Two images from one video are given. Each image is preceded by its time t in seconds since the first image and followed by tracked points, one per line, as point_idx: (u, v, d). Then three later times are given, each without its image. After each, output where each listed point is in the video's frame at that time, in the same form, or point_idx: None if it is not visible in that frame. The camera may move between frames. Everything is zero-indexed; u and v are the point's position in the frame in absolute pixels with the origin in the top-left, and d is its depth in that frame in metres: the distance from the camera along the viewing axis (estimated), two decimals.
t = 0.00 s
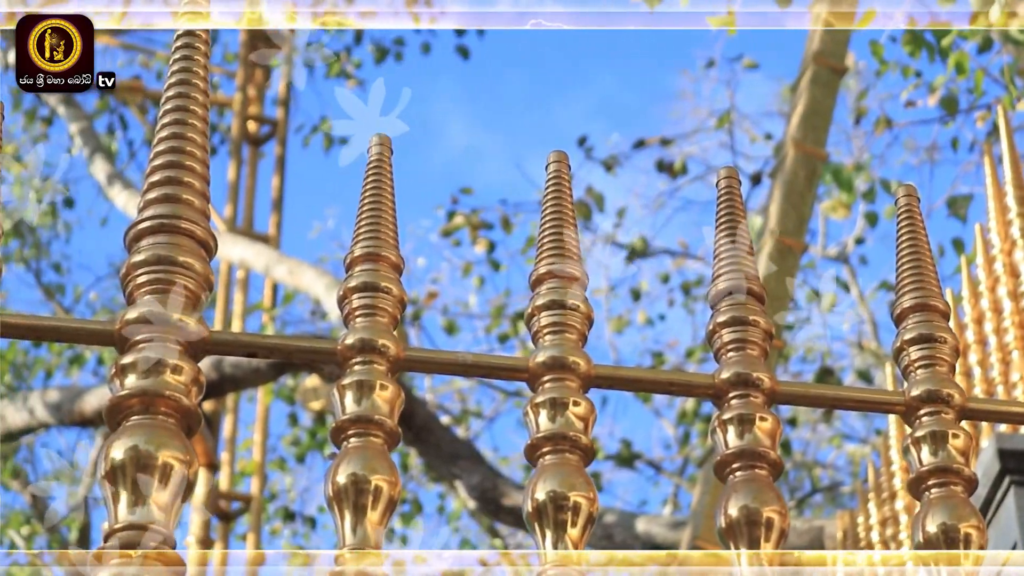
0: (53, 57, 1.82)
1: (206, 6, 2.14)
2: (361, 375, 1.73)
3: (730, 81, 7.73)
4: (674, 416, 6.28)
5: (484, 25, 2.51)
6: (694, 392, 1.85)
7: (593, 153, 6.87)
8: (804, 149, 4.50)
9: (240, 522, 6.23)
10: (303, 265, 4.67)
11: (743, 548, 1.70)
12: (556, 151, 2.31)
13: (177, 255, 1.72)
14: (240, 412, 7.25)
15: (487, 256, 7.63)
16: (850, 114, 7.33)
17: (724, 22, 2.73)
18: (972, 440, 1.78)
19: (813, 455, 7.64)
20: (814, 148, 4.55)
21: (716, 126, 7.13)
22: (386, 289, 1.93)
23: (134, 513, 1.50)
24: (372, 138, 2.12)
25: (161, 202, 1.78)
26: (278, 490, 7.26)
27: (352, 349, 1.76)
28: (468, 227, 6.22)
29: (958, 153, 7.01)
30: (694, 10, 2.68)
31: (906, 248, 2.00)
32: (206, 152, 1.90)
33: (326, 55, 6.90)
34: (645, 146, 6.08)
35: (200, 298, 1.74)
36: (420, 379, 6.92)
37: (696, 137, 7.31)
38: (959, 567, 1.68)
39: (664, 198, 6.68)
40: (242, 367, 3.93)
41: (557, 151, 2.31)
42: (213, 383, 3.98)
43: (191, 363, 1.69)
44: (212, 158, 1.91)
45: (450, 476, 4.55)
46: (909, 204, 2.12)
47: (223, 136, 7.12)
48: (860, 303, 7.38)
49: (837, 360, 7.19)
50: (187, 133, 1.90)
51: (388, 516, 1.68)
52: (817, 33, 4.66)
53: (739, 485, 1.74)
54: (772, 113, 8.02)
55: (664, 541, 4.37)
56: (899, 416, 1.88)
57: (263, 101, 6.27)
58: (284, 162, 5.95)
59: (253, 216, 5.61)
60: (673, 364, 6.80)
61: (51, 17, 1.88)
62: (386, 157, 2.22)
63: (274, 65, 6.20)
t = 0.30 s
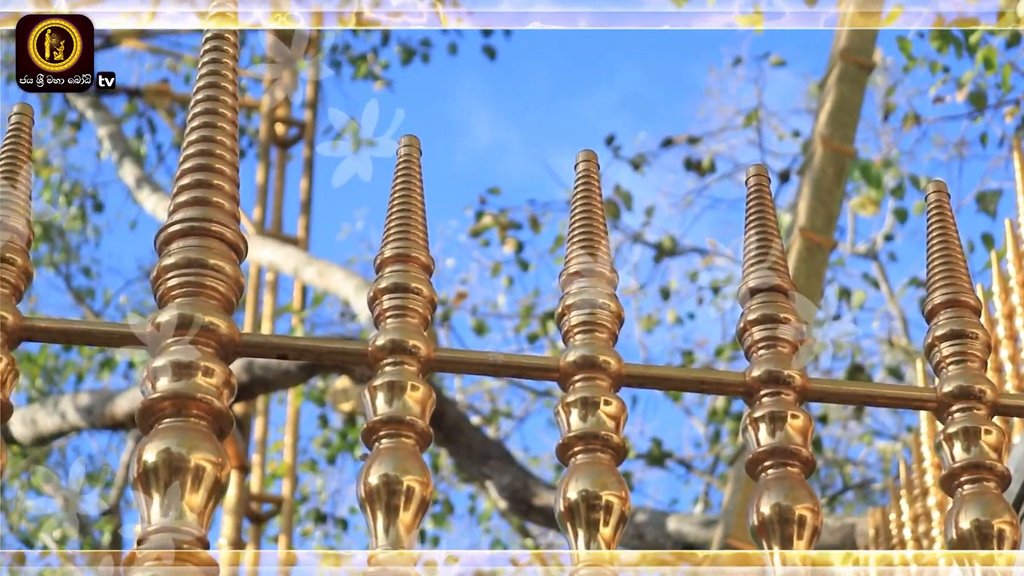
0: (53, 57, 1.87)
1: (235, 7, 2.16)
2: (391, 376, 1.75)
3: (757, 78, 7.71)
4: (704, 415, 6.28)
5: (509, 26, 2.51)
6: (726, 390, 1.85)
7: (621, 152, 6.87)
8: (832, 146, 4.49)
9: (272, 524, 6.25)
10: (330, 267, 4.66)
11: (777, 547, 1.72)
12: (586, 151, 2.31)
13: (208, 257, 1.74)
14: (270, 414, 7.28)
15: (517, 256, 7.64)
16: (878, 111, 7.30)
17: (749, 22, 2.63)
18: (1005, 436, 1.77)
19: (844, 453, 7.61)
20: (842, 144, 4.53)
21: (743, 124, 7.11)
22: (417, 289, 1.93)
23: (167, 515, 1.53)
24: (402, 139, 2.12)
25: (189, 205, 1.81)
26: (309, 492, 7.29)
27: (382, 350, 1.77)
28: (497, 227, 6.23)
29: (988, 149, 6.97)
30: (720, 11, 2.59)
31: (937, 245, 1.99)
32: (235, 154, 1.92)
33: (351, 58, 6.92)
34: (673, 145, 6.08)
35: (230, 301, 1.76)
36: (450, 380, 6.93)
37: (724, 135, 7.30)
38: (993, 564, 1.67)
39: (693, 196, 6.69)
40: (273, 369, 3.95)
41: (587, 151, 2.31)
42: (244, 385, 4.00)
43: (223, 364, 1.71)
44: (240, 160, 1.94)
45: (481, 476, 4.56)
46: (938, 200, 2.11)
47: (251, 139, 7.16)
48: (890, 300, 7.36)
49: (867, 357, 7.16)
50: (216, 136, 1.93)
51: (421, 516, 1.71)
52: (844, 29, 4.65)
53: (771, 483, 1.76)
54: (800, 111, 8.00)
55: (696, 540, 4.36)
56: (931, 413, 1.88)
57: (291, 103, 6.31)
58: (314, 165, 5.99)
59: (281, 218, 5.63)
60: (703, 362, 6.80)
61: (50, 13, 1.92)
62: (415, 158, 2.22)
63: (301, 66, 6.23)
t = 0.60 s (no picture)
0: (54, 58, 1.90)
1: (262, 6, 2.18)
2: (422, 377, 1.77)
3: (784, 76, 7.69)
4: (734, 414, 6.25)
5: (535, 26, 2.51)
6: (757, 389, 1.86)
7: (650, 150, 6.84)
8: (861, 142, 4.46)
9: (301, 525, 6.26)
10: (359, 268, 4.66)
11: (810, 545, 1.73)
12: (615, 150, 2.31)
13: (238, 260, 1.78)
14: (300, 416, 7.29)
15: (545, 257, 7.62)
16: (907, 107, 7.27)
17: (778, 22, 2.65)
18: None
19: (874, 451, 7.56)
20: (871, 142, 4.51)
21: (771, 122, 7.09)
22: (447, 290, 1.93)
23: (200, 517, 1.55)
24: (430, 139, 2.13)
25: (219, 207, 1.85)
26: (339, 494, 7.31)
27: (412, 351, 1.79)
28: (524, 227, 6.23)
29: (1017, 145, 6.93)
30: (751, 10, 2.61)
31: (968, 241, 1.98)
32: (264, 156, 1.97)
33: (377, 60, 6.93)
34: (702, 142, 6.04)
35: (260, 302, 1.80)
36: (478, 380, 6.93)
37: (752, 132, 7.28)
38: None
39: (722, 194, 6.67)
40: (303, 370, 3.97)
41: (615, 150, 2.31)
42: (274, 387, 4.01)
43: (254, 365, 1.73)
44: (269, 161, 1.98)
45: (511, 476, 4.55)
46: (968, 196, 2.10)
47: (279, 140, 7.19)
48: (920, 297, 7.33)
49: (898, 355, 7.11)
50: (245, 137, 1.97)
51: (452, 516, 1.72)
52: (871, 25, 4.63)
53: (803, 481, 1.77)
54: (826, 108, 7.97)
55: (727, 539, 4.29)
56: (963, 410, 1.87)
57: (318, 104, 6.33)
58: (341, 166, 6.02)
59: (309, 220, 5.65)
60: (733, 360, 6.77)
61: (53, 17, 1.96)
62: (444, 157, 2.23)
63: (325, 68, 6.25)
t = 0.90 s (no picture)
0: (54, 58, 1.95)
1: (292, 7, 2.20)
2: (454, 377, 1.76)
3: (812, 73, 7.68)
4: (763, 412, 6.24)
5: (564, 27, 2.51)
6: (790, 386, 1.85)
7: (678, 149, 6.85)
8: (889, 139, 4.45)
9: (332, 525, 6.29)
10: (387, 270, 4.76)
11: (844, 543, 1.73)
12: (645, 148, 2.30)
13: (269, 261, 1.79)
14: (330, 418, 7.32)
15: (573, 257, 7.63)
16: (935, 104, 7.25)
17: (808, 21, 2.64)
18: None
19: (905, 448, 7.53)
20: (900, 138, 4.49)
21: (799, 119, 7.08)
22: (478, 289, 1.93)
23: (234, 519, 1.55)
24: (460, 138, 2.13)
25: (250, 209, 1.86)
26: (370, 495, 7.35)
27: (444, 351, 1.80)
28: (552, 228, 6.23)
29: None
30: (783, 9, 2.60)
31: (999, 236, 1.98)
32: (294, 158, 1.97)
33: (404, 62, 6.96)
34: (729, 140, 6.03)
35: (292, 303, 1.80)
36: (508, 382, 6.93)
37: (779, 130, 7.28)
38: None
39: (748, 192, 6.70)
40: (333, 372, 3.99)
41: (645, 148, 2.30)
42: (305, 389, 4.04)
43: (287, 367, 1.73)
44: (300, 163, 1.98)
45: (541, 476, 4.56)
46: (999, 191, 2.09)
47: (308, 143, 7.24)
48: (949, 294, 7.30)
49: (928, 351, 7.08)
50: (276, 139, 1.98)
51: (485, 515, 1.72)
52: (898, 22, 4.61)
53: (837, 478, 1.77)
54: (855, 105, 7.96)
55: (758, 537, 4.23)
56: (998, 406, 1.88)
57: (345, 107, 6.39)
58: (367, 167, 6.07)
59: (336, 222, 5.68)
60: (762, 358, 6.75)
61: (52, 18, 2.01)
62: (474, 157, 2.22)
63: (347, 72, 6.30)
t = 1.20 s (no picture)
0: (54, 58, 1.98)
1: (320, 8, 2.20)
2: (486, 377, 1.76)
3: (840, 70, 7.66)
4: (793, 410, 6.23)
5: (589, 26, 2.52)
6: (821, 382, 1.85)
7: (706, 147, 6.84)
8: (917, 137, 4.42)
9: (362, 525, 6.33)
10: (415, 272, 4.80)
11: (878, 540, 1.73)
12: (674, 145, 2.30)
13: (300, 262, 1.79)
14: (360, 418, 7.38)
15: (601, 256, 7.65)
16: (962, 99, 7.22)
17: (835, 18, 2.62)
18: None
19: (936, 445, 7.50)
20: (929, 136, 4.46)
21: (827, 116, 7.06)
22: (508, 288, 1.93)
23: (267, 520, 1.55)
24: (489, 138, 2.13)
25: (279, 211, 1.87)
26: (400, 496, 7.39)
27: (476, 351, 1.79)
28: (580, 228, 6.23)
29: None
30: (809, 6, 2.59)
31: None
32: (323, 159, 1.98)
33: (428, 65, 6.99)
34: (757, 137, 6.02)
35: (323, 304, 1.80)
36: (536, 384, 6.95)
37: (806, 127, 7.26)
38: None
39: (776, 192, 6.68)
40: (363, 373, 4.02)
41: (675, 146, 2.30)
42: (336, 391, 4.07)
43: (318, 367, 1.73)
44: (329, 165, 1.99)
45: (572, 476, 4.56)
46: None
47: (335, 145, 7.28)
48: (979, 289, 7.27)
49: (958, 348, 7.05)
50: (305, 140, 1.98)
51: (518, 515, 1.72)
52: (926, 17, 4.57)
53: (870, 475, 1.76)
54: (883, 101, 7.93)
55: (789, 536, 4.24)
56: None
57: (372, 110, 6.44)
58: (393, 170, 6.10)
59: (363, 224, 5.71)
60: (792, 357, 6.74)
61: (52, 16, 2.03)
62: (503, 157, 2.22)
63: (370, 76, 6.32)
